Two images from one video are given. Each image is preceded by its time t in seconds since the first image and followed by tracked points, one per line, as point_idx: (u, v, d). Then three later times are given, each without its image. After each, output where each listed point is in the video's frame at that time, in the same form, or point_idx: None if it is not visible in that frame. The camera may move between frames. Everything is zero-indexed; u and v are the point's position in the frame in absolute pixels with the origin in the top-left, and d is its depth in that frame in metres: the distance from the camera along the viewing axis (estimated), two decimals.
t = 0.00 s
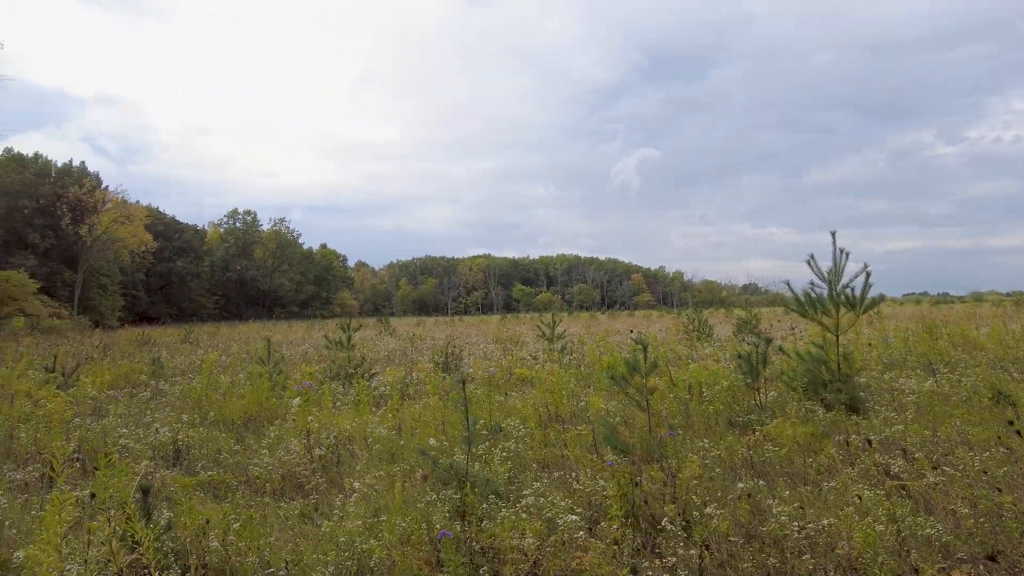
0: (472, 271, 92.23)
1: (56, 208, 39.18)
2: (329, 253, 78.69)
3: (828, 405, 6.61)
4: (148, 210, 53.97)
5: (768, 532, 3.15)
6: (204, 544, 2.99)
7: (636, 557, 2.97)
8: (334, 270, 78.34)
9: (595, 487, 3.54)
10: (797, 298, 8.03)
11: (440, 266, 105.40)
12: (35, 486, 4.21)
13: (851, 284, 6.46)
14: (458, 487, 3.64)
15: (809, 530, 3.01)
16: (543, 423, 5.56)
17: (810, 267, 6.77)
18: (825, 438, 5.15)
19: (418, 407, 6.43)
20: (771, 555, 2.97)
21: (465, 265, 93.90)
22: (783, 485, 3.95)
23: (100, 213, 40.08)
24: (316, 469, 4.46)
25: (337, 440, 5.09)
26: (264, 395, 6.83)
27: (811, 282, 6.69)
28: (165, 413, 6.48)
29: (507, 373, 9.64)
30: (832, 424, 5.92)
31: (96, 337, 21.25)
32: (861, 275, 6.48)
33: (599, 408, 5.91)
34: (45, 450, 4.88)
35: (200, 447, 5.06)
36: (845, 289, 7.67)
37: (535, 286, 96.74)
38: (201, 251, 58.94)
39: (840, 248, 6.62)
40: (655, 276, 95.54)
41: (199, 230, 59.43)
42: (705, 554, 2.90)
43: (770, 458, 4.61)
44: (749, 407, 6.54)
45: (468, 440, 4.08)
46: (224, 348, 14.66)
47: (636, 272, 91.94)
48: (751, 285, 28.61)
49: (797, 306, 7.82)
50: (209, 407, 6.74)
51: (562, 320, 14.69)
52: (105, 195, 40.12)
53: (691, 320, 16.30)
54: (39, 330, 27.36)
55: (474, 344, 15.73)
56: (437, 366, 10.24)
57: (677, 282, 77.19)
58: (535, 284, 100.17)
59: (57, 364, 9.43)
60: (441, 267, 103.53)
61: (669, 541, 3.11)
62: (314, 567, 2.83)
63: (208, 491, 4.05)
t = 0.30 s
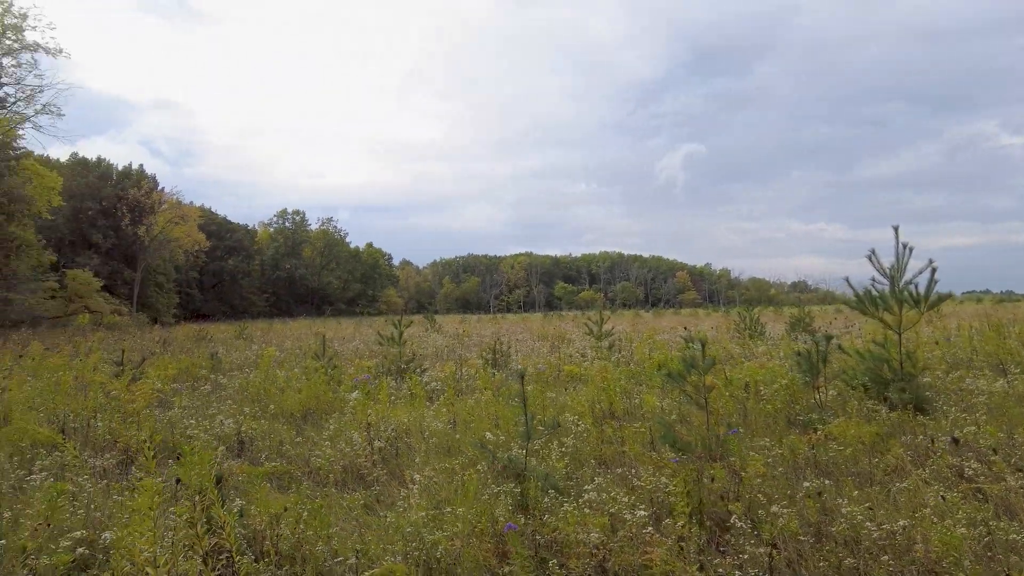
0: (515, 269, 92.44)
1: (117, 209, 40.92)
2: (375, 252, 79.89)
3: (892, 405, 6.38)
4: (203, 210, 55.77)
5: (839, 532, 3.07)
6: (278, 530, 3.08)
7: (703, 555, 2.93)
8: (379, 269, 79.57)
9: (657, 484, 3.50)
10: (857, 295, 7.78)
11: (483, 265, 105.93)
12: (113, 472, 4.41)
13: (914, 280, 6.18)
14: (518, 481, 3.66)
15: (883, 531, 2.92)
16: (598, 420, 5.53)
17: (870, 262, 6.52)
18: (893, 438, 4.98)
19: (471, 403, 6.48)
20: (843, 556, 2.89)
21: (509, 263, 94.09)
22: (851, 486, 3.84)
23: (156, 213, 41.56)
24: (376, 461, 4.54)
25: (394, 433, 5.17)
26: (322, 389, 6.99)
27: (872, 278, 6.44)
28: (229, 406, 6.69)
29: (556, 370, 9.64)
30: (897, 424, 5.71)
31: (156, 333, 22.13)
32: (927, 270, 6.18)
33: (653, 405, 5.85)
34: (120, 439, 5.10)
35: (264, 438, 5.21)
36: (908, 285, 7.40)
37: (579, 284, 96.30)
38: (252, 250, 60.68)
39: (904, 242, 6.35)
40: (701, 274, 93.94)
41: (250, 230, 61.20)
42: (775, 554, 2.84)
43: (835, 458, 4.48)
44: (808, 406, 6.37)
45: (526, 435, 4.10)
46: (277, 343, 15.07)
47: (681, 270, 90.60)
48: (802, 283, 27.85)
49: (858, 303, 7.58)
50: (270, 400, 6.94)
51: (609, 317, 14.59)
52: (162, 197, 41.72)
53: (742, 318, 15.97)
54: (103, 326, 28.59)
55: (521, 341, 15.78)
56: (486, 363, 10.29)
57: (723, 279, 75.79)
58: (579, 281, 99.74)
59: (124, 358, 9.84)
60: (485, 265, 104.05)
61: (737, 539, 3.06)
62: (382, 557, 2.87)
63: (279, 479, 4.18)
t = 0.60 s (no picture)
0: (570, 267, 92.07)
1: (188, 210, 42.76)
2: (431, 250, 80.94)
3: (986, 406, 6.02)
4: (267, 210, 57.66)
5: (948, 539, 2.91)
6: (365, 519, 3.13)
7: (801, 558, 2.82)
8: (436, 266, 80.59)
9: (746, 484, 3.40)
10: (944, 291, 7.39)
11: (538, 262, 105.92)
12: (202, 458, 4.57)
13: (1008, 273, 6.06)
14: (600, 476, 3.62)
15: (1004, 541, 2.74)
16: (672, 417, 5.43)
17: (958, 256, 6.40)
18: (993, 442, 4.69)
19: (541, 398, 6.46)
20: (957, 563, 2.73)
21: (563, 260, 93.76)
22: (955, 491, 3.63)
23: (223, 213, 43.17)
24: (452, 454, 4.57)
25: (468, 426, 5.20)
26: (393, 382, 7.11)
27: (960, 272, 6.33)
28: (304, 397, 6.87)
29: (622, 366, 9.52)
30: (993, 427, 5.39)
31: (227, 328, 23.03)
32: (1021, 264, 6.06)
33: (729, 404, 5.70)
34: (206, 427, 5.29)
35: (341, 428, 5.32)
36: (1001, 281, 6.98)
37: (635, 281, 95.18)
38: (314, 248, 62.41)
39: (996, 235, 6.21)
40: (762, 271, 91.42)
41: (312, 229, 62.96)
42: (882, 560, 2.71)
43: (932, 460, 4.26)
44: (894, 407, 6.08)
45: (605, 430, 4.06)
46: (343, 338, 15.43)
47: (741, 267, 88.37)
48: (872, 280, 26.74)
49: (944, 300, 7.20)
50: (342, 393, 7.09)
51: (672, 314, 14.34)
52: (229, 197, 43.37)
53: (811, 316, 15.44)
54: (176, 321, 29.92)
55: (582, 338, 15.68)
56: (550, 359, 10.26)
57: (785, 276, 73.53)
58: (635, 279, 98.56)
59: (202, 351, 10.25)
60: (540, 262, 104.07)
61: (838, 543, 2.94)
62: (470, 547, 2.88)
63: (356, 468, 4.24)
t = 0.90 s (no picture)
0: (638, 264, 90.74)
1: (268, 211, 44.63)
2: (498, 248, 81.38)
3: None
4: (341, 210, 59.49)
5: None
6: (469, 517, 3.14)
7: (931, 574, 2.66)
8: (503, 264, 81.09)
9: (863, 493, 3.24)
10: None
11: (605, 260, 104.90)
12: (304, 449, 4.70)
13: None
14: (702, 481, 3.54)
15: None
16: (769, 421, 5.23)
17: None
18: None
19: (627, 398, 6.35)
20: None
21: (631, 257, 92.44)
22: None
23: (301, 213, 44.74)
24: (543, 453, 4.55)
25: (557, 425, 5.17)
26: (477, 379, 7.16)
27: None
28: (392, 393, 6.98)
29: (704, 366, 9.26)
30: None
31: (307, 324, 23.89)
32: None
33: (829, 407, 5.43)
34: (303, 421, 5.43)
35: (432, 424, 5.37)
36: None
37: (705, 279, 92.84)
38: (385, 247, 63.94)
39: None
40: (842, 268, 87.38)
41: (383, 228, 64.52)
42: None
43: None
44: (1013, 413, 5.65)
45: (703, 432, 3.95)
46: (418, 335, 15.71)
47: (819, 264, 84.76)
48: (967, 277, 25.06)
49: None
50: (428, 389, 7.16)
51: (753, 313, 13.87)
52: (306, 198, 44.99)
53: (904, 315, 14.60)
54: (258, 317, 31.24)
55: (658, 337, 15.40)
56: (628, 357, 10.11)
57: (868, 272, 70.01)
58: (706, 276, 96.16)
59: (289, 347, 10.64)
60: (607, 260, 103.03)
61: (971, 560, 2.75)
62: (575, 557, 2.83)
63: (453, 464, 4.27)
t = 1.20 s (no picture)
0: (722, 260, 88.11)
1: (355, 210, 46.29)
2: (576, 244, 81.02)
3: None
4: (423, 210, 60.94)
5: None
6: (602, 506, 3.16)
7: None
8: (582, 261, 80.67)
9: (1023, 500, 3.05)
10: None
11: (687, 256, 102.44)
12: (423, 434, 4.86)
13: None
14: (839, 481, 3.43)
15: None
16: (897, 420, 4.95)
17: None
18: None
19: (737, 395, 6.17)
20: None
21: (713, 253, 89.86)
22: None
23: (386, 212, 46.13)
24: (661, 448, 4.50)
25: (669, 421, 5.09)
26: (579, 373, 7.15)
27: None
28: (494, 385, 7.07)
29: (810, 364, 8.88)
30: None
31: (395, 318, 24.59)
32: None
33: (964, 408, 5.08)
34: (416, 408, 5.59)
35: (541, 414, 5.41)
36: None
37: (794, 276, 89.00)
38: (465, 245, 64.99)
39: None
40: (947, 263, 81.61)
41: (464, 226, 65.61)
42: None
43: None
44: None
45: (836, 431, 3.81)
46: (506, 331, 15.87)
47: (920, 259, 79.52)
48: None
49: None
50: (529, 381, 7.20)
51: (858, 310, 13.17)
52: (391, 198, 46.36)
53: None
54: (347, 313, 32.44)
55: (752, 335, 14.89)
56: (727, 354, 9.83)
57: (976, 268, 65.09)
58: (794, 273, 92.16)
59: (388, 340, 11.00)
60: (690, 256, 100.59)
61: None
62: (716, 553, 2.80)
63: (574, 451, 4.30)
